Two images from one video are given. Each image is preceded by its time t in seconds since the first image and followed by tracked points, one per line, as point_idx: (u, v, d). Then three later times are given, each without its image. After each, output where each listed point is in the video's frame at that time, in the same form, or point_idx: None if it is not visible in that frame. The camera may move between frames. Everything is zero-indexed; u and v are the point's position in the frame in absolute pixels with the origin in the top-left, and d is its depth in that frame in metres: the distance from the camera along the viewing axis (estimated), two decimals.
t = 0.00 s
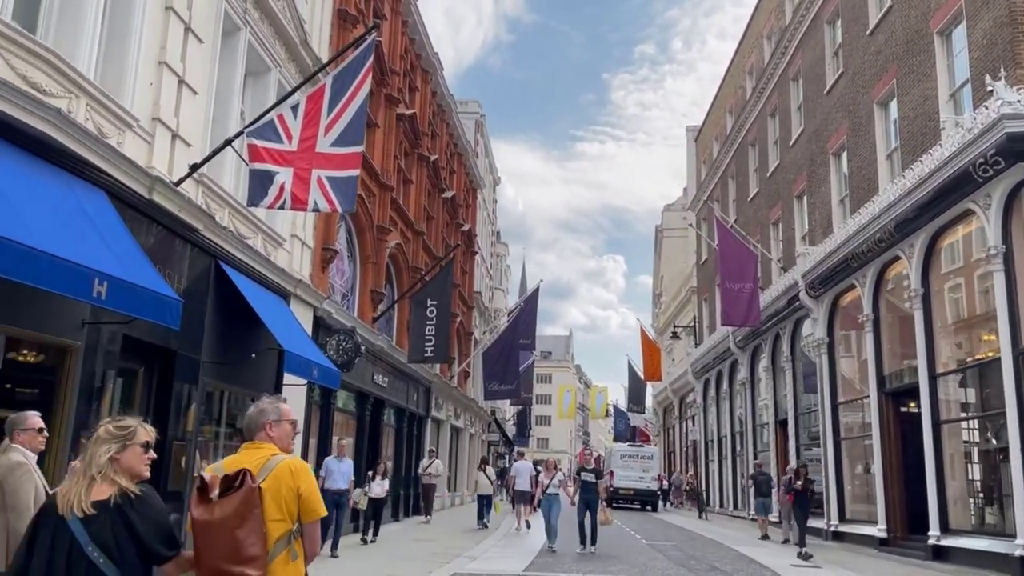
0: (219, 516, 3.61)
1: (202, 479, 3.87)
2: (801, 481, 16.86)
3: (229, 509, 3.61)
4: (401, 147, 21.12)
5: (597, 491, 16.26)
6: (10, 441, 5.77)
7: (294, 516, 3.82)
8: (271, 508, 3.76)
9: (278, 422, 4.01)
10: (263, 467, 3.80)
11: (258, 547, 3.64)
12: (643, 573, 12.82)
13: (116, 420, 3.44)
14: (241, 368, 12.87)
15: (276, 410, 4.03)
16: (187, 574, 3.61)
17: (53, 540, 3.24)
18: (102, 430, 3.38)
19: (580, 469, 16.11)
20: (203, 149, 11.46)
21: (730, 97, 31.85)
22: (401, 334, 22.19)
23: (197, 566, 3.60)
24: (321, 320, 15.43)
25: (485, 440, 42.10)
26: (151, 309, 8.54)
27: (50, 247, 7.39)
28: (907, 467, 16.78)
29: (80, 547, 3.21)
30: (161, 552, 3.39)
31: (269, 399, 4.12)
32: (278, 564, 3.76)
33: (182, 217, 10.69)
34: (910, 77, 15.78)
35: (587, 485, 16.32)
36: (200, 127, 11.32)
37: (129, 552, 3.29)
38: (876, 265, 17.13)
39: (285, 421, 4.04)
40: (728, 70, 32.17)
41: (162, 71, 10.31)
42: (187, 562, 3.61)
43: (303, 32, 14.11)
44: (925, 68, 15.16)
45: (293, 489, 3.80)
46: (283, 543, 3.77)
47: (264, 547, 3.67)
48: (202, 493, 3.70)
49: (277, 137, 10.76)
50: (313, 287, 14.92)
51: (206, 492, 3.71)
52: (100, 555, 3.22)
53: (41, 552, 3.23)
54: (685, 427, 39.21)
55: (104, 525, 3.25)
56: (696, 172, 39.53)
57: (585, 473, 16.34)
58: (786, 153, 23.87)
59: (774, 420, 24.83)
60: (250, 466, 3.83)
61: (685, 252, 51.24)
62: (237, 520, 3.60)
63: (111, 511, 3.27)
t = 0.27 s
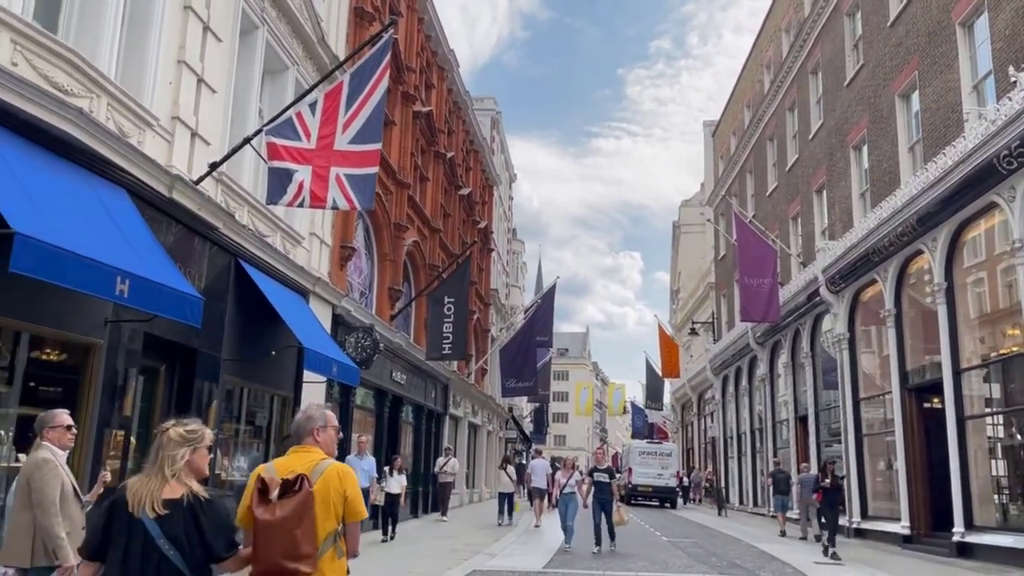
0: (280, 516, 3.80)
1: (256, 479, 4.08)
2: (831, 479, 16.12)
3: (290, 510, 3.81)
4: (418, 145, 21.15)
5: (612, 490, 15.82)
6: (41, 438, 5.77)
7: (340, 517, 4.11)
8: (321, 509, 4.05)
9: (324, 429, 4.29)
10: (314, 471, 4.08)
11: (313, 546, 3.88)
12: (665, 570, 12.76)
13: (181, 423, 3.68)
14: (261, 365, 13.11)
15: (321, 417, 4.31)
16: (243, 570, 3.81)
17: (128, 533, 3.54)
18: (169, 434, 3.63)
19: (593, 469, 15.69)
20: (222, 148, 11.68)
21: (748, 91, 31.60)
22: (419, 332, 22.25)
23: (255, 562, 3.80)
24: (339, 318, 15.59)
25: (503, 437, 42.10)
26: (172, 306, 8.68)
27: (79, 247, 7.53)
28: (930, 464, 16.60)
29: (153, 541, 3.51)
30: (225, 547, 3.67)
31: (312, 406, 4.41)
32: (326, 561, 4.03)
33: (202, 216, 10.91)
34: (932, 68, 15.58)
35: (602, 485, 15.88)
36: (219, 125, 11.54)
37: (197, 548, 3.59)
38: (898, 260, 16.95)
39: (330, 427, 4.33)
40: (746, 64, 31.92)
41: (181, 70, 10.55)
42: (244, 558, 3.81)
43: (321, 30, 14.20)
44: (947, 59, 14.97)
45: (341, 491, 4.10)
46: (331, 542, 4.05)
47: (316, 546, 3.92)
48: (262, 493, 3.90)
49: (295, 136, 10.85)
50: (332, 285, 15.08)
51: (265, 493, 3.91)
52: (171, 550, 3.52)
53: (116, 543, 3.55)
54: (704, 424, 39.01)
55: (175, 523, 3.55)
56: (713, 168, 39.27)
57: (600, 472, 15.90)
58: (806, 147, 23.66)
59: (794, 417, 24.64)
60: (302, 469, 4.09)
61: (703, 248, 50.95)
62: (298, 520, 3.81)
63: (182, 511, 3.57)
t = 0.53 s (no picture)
0: (327, 498, 3.96)
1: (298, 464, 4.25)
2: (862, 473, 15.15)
3: (336, 493, 3.97)
4: (435, 141, 21.16)
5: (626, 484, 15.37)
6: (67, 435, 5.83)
7: (376, 498, 4.39)
8: (360, 491, 4.32)
9: (357, 416, 4.53)
10: (352, 456, 4.33)
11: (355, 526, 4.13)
12: (686, 565, 12.70)
13: (233, 412, 3.88)
14: (281, 362, 13.26)
15: (355, 406, 4.57)
16: (288, 548, 4.00)
17: (185, 516, 3.73)
18: (222, 423, 3.82)
19: (605, 462, 15.28)
20: (240, 146, 11.77)
21: (766, 84, 31.33)
22: (437, 329, 22.29)
23: (303, 540, 4.01)
24: (358, 315, 15.67)
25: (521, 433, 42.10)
26: (193, 304, 8.75)
27: (101, 247, 7.59)
28: (954, 459, 16.41)
29: (209, 523, 3.71)
30: (275, 529, 3.86)
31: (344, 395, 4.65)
32: (364, 539, 4.30)
33: (221, 214, 10.99)
34: (954, 58, 15.36)
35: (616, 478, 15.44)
36: (237, 123, 11.63)
37: (249, 529, 3.79)
38: (920, 253, 16.76)
39: (362, 415, 4.58)
40: (764, 57, 31.65)
41: (199, 68, 10.64)
42: (290, 537, 4.02)
43: (337, 27, 14.25)
44: (970, 49, 14.75)
45: (377, 475, 4.39)
46: (368, 521, 4.33)
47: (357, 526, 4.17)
48: (307, 477, 4.02)
49: (313, 133, 10.91)
50: (350, 281, 15.16)
51: (310, 477, 4.02)
52: (225, 532, 3.72)
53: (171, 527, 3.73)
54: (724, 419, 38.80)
55: (230, 507, 3.75)
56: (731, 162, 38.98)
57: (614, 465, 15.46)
58: (825, 140, 23.42)
59: (815, 412, 24.45)
60: (341, 455, 4.33)
61: (721, 243, 50.64)
62: (345, 502, 4.00)
63: (236, 494, 3.78)
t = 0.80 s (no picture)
0: (358, 500, 4.16)
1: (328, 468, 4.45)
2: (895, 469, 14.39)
3: (366, 496, 4.18)
4: (453, 138, 21.19)
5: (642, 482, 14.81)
6: (96, 432, 5.92)
7: (402, 499, 4.61)
8: (387, 492, 4.54)
9: (381, 422, 4.72)
10: (379, 459, 4.56)
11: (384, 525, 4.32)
12: (709, 560, 12.66)
13: (264, 421, 4.17)
14: (303, 359, 13.39)
15: (377, 412, 4.75)
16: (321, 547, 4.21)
17: (222, 517, 4.04)
18: (256, 430, 4.11)
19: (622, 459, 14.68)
20: (260, 144, 11.88)
21: (786, 76, 31.04)
22: (457, 325, 22.35)
23: (336, 541, 4.21)
24: (378, 311, 15.77)
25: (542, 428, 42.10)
26: (215, 301, 8.84)
27: (124, 245, 7.68)
28: (980, 452, 16.23)
29: (243, 524, 4.03)
30: (306, 528, 4.14)
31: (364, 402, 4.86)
32: (391, 537, 4.53)
33: (242, 212, 11.10)
34: (978, 47, 15.15)
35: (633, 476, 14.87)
36: (257, 122, 11.73)
37: (281, 528, 4.08)
38: (943, 244, 16.57)
39: (385, 420, 4.77)
40: (784, 48, 31.36)
41: (219, 67, 10.74)
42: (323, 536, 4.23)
43: (355, 25, 14.33)
44: (994, 37, 14.53)
45: (401, 477, 4.60)
46: (394, 521, 4.56)
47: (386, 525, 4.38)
48: (337, 482, 4.22)
49: (333, 131, 11.00)
50: (370, 278, 15.25)
51: (340, 480, 4.23)
52: (259, 531, 4.03)
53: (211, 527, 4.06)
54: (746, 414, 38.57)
55: (262, 507, 4.05)
56: (751, 154, 38.69)
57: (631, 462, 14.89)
58: (846, 131, 23.18)
59: (837, 405, 24.25)
60: (368, 458, 4.54)
61: (741, 236, 50.31)
62: (375, 504, 4.20)
63: (268, 496, 4.08)
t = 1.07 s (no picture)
0: (386, 483, 4.50)
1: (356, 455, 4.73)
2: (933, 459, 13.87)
3: (394, 480, 4.52)
4: (475, 133, 21.22)
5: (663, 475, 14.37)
6: (127, 429, 6.01)
7: (427, 484, 4.83)
8: (412, 478, 4.78)
9: (405, 411, 4.92)
10: (404, 447, 4.77)
11: (410, 507, 4.66)
12: (735, 554, 12.61)
13: (294, 412, 4.37)
14: (328, 354, 13.51)
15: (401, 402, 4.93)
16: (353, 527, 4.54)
17: (259, 504, 4.27)
18: (287, 421, 4.32)
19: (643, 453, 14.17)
20: (284, 143, 12.00)
21: (810, 66, 30.71)
22: (481, 320, 22.40)
23: (366, 522, 4.55)
24: (402, 307, 15.86)
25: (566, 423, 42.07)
26: (241, 298, 8.93)
27: (151, 244, 7.78)
28: (1010, 445, 15.99)
29: (281, 509, 4.26)
30: (338, 511, 4.41)
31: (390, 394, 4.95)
32: (417, 519, 4.80)
33: (266, 210, 11.21)
34: (1006, 34, 14.88)
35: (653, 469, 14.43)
36: (280, 120, 11.84)
37: (316, 512, 4.35)
38: (972, 235, 16.33)
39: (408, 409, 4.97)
40: (807, 38, 31.01)
41: (242, 67, 10.85)
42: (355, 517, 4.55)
43: (376, 22, 14.43)
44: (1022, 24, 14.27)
45: (426, 463, 4.83)
46: (420, 504, 4.81)
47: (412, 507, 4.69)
48: (366, 466, 4.56)
49: (356, 128, 11.07)
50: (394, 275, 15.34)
51: (369, 466, 4.56)
52: (296, 515, 4.28)
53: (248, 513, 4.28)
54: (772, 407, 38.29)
55: (298, 492, 4.30)
56: (775, 146, 38.33)
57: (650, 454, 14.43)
58: (872, 121, 22.90)
59: (864, 398, 24.00)
60: (394, 446, 4.74)
61: (766, 229, 49.89)
62: (402, 487, 4.53)
63: (302, 483, 4.31)
